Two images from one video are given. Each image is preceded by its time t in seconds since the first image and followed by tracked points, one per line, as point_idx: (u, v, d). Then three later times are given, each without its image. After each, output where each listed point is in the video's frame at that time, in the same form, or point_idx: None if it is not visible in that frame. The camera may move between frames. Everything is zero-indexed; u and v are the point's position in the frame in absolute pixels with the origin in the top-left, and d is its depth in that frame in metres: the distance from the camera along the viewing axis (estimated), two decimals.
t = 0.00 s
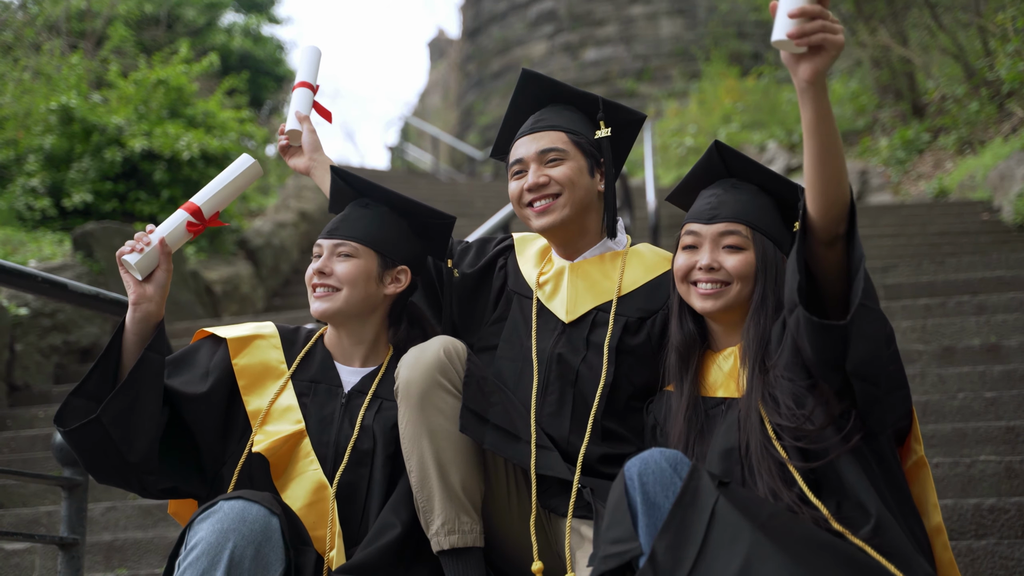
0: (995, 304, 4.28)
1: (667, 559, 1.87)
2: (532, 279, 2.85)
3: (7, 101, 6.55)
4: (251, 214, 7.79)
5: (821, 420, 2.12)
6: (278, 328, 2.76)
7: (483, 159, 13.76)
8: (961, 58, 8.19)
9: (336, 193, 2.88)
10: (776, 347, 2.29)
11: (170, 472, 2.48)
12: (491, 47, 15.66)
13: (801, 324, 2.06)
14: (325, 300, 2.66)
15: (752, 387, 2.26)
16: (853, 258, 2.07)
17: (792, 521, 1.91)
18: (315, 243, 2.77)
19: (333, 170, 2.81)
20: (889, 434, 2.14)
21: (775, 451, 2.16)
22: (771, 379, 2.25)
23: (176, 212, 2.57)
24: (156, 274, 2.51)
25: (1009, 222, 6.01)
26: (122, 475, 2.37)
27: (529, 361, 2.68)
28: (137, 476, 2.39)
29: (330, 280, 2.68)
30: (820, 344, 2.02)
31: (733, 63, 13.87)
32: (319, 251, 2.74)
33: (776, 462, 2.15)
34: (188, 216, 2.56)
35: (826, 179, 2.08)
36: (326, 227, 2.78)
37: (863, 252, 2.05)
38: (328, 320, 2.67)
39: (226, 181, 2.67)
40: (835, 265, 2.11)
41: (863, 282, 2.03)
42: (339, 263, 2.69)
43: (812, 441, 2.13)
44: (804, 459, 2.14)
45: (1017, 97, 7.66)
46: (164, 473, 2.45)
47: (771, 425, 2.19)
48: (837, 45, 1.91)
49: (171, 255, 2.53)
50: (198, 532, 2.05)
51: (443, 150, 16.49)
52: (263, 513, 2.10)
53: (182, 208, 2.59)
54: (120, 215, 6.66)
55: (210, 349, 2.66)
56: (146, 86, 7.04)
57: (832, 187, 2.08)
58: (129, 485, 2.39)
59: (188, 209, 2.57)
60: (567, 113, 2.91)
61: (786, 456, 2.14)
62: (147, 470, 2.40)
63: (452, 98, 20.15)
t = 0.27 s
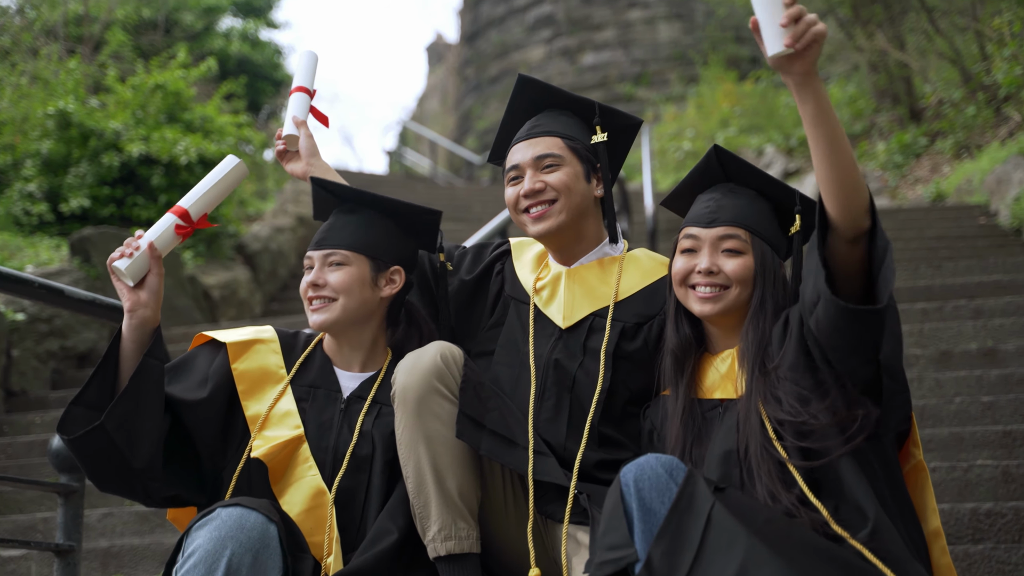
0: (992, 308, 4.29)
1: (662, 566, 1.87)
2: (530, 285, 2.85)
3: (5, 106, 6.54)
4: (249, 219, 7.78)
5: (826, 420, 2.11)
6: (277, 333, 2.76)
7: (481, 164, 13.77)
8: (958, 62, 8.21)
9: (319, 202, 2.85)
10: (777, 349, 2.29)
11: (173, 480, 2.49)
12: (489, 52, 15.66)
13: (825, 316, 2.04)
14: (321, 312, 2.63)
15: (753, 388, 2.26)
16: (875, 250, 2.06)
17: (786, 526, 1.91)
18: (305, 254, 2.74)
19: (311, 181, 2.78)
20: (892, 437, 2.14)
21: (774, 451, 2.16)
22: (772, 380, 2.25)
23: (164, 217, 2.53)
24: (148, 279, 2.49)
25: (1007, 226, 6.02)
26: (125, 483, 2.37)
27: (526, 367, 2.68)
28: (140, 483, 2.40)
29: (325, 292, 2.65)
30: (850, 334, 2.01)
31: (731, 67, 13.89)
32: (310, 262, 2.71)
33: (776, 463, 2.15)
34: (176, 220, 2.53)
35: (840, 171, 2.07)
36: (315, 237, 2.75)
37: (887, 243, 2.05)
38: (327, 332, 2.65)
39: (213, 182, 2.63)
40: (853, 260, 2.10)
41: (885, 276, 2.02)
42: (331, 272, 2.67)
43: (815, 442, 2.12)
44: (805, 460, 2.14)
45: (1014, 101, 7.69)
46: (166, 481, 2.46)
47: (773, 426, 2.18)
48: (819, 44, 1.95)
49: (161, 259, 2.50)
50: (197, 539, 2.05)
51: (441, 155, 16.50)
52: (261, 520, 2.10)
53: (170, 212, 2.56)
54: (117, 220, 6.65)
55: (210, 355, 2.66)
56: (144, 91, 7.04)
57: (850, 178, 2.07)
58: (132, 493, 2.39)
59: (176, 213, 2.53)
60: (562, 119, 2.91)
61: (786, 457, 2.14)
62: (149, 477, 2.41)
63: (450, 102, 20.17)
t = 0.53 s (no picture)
0: (986, 316, 4.30)
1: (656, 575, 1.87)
2: (524, 293, 2.85)
3: None
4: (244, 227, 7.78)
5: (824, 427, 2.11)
6: (272, 342, 2.76)
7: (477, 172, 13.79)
8: (952, 70, 8.23)
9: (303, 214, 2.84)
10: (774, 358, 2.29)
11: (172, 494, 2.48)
12: (484, 60, 15.69)
13: (845, 316, 2.04)
14: (313, 327, 2.63)
15: (750, 395, 2.26)
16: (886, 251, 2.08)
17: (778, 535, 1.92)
18: (293, 268, 2.73)
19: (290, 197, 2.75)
20: (888, 444, 2.15)
21: (770, 458, 2.16)
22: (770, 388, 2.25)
23: (155, 230, 2.53)
24: (141, 293, 2.49)
25: (1001, 233, 6.04)
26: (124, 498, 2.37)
27: (521, 375, 2.68)
28: (139, 498, 2.39)
29: (315, 306, 2.64)
30: (865, 335, 2.00)
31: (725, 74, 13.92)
32: (298, 277, 2.70)
33: (772, 470, 2.15)
34: (167, 232, 2.53)
35: (837, 172, 2.12)
36: (301, 251, 2.73)
37: (899, 247, 2.07)
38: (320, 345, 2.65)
39: (202, 193, 2.63)
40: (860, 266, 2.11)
41: (906, 274, 2.03)
42: (320, 286, 2.66)
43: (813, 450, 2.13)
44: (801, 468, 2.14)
45: (1008, 108, 7.72)
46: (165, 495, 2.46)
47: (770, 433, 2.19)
48: (782, 45, 2.09)
49: (153, 272, 2.50)
50: (191, 549, 2.04)
51: (436, 162, 16.52)
52: (255, 530, 2.10)
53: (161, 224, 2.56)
54: (112, 228, 6.65)
55: (205, 365, 2.66)
56: (138, 100, 7.03)
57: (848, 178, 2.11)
58: (131, 509, 2.39)
59: (166, 225, 2.53)
60: (555, 127, 2.91)
61: (782, 464, 2.14)
62: (149, 492, 2.41)
63: (445, 110, 20.20)
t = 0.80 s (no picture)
0: (980, 321, 4.31)
1: None
2: (517, 300, 2.86)
3: None
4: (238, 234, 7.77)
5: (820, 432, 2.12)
6: (267, 350, 2.75)
7: (471, 178, 13.80)
8: (945, 76, 8.28)
9: (292, 223, 2.83)
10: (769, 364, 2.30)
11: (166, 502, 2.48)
12: (478, 66, 15.71)
13: (834, 320, 2.06)
14: (308, 337, 2.63)
15: (746, 401, 2.26)
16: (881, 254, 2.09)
17: (771, 541, 1.91)
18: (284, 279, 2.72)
19: (280, 208, 2.75)
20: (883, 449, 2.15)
21: (765, 463, 2.16)
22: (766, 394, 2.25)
23: (150, 238, 2.53)
24: (136, 301, 2.47)
25: (994, 239, 6.06)
26: (119, 506, 2.37)
27: (514, 382, 2.68)
28: (133, 506, 2.39)
29: (309, 316, 2.64)
30: (858, 336, 2.02)
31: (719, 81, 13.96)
32: (289, 287, 2.70)
33: (767, 475, 2.15)
34: (162, 240, 2.53)
35: (830, 178, 2.13)
36: (292, 261, 2.73)
37: (895, 250, 2.07)
38: (315, 355, 2.65)
39: (197, 203, 2.64)
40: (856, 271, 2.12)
41: (900, 276, 2.04)
42: (312, 296, 2.66)
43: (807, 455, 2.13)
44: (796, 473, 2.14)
45: (1000, 114, 7.75)
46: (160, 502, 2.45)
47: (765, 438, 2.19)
48: (772, 51, 2.18)
49: (147, 280, 2.48)
50: (184, 556, 2.04)
51: (430, 169, 16.53)
52: (249, 537, 2.09)
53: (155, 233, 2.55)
54: (105, 236, 6.64)
55: (199, 372, 2.65)
56: (132, 107, 7.03)
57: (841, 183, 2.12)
58: (126, 516, 2.39)
59: (161, 233, 2.53)
60: (548, 135, 2.92)
61: (777, 468, 2.14)
62: (143, 499, 2.40)
63: (439, 117, 20.22)
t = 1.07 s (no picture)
0: (978, 325, 4.32)
1: None
2: (516, 304, 2.85)
3: None
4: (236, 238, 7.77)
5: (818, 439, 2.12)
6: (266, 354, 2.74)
7: (469, 182, 13.80)
8: (943, 79, 8.30)
9: (289, 229, 2.83)
10: (768, 370, 2.30)
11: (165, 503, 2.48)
12: (475, 70, 15.72)
13: (829, 327, 2.06)
14: (307, 342, 2.63)
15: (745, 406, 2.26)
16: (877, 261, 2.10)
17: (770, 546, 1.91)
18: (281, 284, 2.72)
19: (278, 213, 2.75)
20: (883, 455, 2.15)
21: (763, 468, 2.16)
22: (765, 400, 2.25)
23: (150, 239, 2.53)
24: (135, 300, 2.47)
25: (992, 243, 6.07)
26: (120, 506, 2.37)
27: (512, 387, 2.68)
28: (134, 506, 2.40)
29: (307, 322, 2.63)
30: (854, 342, 2.03)
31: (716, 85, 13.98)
32: (287, 292, 2.70)
33: (765, 481, 2.15)
34: (162, 242, 2.53)
35: (823, 188, 2.14)
36: (289, 266, 2.72)
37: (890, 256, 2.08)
38: (314, 360, 2.64)
39: (197, 205, 2.65)
40: (854, 278, 2.13)
41: (893, 284, 2.04)
42: (310, 301, 2.65)
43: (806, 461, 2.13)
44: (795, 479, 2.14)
45: (998, 118, 7.76)
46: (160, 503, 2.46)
47: (764, 444, 2.19)
48: (757, 67, 2.24)
49: (147, 280, 2.48)
50: (182, 561, 2.03)
51: (428, 173, 16.54)
52: (247, 542, 2.09)
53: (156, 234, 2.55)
54: (103, 240, 6.63)
55: (198, 376, 2.65)
56: (130, 112, 7.03)
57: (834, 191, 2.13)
58: (126, 516, 2.39)
59: (162, 235, 2.53)
60: (547, 139, 2.92)
61: (776, 474, 2.14)
62: (144, 500, 2.41)
63: (437, 121, 20.24)
